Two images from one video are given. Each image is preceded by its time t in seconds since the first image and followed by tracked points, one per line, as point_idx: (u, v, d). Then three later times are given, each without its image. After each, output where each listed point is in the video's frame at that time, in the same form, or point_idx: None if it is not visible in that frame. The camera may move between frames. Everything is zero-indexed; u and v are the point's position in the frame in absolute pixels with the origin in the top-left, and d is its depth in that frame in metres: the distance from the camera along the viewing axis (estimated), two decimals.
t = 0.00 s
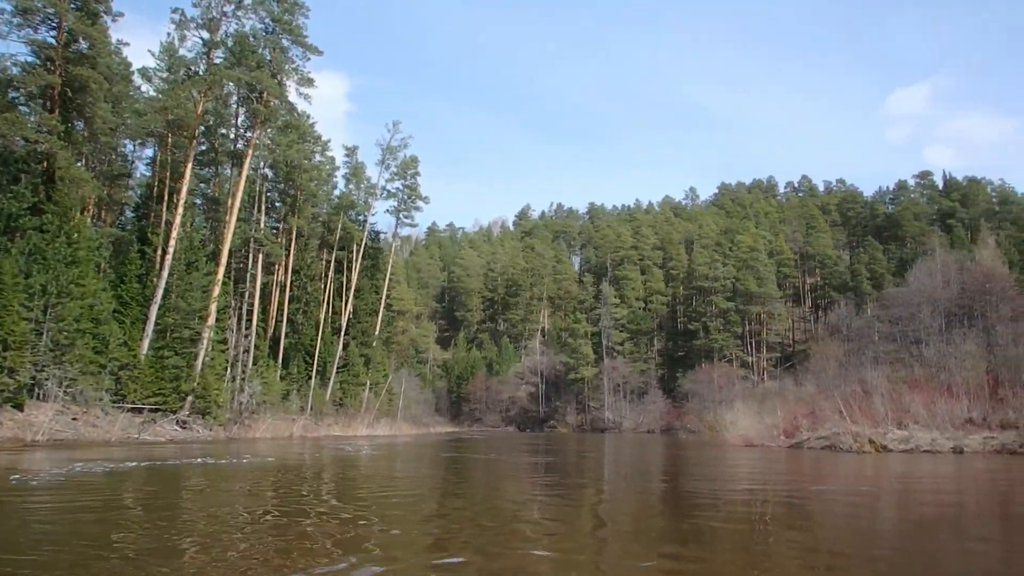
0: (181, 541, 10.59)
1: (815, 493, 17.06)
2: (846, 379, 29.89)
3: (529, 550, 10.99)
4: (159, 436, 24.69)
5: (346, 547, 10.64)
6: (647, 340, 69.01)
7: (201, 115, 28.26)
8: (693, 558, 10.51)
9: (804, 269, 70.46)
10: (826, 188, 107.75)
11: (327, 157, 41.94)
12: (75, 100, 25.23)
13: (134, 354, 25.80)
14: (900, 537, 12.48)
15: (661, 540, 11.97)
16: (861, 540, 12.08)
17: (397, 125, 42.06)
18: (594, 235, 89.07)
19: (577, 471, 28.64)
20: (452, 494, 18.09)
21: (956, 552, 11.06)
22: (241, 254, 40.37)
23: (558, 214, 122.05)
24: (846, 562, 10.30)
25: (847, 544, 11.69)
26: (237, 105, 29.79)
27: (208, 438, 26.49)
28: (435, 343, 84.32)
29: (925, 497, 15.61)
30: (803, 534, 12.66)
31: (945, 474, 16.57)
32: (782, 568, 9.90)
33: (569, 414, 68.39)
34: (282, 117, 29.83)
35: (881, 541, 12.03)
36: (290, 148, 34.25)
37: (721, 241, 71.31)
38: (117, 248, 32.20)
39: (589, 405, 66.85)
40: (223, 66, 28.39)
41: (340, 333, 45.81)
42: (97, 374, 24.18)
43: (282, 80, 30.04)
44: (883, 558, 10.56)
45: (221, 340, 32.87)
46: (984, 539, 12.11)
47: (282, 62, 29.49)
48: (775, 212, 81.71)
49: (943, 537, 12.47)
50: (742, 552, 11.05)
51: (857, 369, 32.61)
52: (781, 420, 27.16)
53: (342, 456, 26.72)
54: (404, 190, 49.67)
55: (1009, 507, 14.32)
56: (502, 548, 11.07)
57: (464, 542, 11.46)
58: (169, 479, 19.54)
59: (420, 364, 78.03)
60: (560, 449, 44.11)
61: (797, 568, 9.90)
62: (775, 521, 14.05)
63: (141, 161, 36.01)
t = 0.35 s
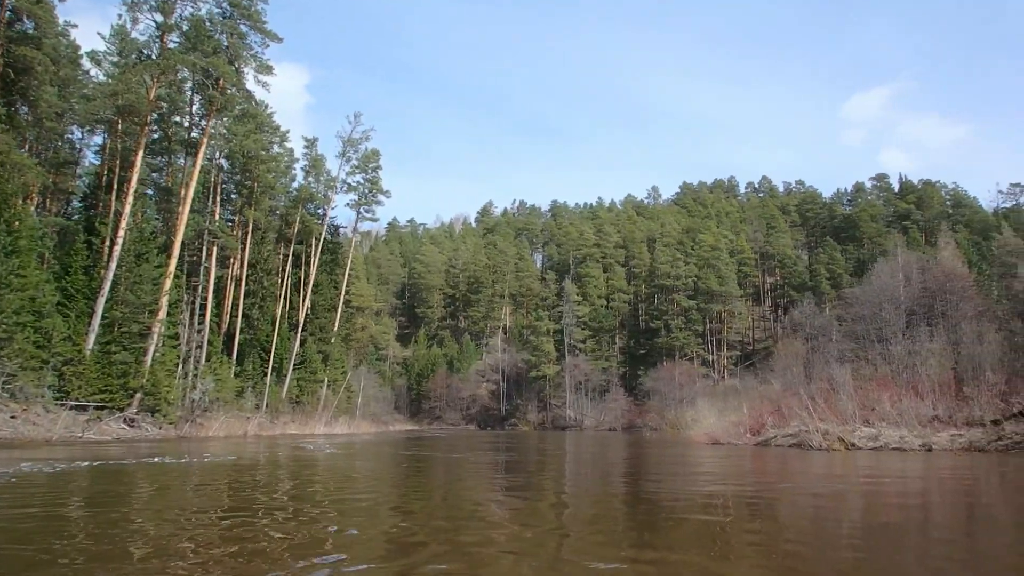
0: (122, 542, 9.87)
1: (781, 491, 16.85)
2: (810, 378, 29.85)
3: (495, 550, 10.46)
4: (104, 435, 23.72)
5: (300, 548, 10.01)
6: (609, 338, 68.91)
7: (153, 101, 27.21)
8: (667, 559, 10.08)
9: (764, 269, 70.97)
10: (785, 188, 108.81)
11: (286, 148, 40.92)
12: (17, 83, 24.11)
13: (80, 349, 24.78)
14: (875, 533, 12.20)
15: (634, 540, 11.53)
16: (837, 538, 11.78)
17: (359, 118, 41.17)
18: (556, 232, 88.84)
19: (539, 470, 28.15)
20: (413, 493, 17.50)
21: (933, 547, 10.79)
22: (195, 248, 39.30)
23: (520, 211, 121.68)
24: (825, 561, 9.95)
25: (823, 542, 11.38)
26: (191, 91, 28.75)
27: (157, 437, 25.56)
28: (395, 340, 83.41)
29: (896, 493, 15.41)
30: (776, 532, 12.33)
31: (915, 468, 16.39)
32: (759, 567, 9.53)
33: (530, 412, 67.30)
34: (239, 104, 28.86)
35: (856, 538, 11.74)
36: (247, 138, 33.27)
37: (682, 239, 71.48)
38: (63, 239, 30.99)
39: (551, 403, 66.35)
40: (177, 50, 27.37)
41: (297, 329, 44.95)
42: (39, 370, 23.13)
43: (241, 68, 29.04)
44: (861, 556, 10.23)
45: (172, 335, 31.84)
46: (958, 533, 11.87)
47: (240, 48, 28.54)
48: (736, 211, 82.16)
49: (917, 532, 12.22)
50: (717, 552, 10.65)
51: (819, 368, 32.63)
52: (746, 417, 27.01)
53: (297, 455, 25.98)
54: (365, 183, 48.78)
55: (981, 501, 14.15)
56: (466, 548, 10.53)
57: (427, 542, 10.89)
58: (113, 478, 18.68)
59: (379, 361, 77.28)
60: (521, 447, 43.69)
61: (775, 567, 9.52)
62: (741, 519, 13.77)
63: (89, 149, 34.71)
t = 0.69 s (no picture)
0: (63, 545, 9.27)
1: (747, 489, 16.66)
2: (776, 379, 29.81)
3: (461, 552, 9.98)
4: (51, 434, 22.82)
5: (254, 552, 9.45)
6: (573, 337, 68.71)
7: (107, 88, 26.24)
8: (641, 559, 9.66)
9: (728, 269, 71.27)
10: (748, 189, 109.68)
11: (246, 140, 39.94)
12: None
13: (26, 344, 23.84)
14: (848, 530, 11.96)
15: (605, 540, 11.09)
16: (811, 535, 11.51)
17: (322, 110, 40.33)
18: (521, 230, 88.45)
19: (502, 469, 27.75)
20: (374, 492, 16.99)
21: (909, 544, 10.56)
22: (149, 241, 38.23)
23: (484, 208, 121.09)
24: (803, 560, 9.60)
25: (797, 541, 11.08)
26: (147, 78, 27.80)
27: (107, 436, 24.71)
28: (357, 337, 82.43)
29: (865, 489, 15.22)
30: (748, 530, 12.04)
31: (883, 462, 16.25)
32: (736, 566, 9.16)
33: (493, 411, 66.19)
34: (198, 92, 27.97)
35: (831, 535, 11.47)
36: (206, 128, 32.36)
37: (647, 239, 71.55)
38: (11, 229, 29.88)
39: (514, 402, 65.79)
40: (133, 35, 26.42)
41: (256, 326, 44.01)
42: None
43: (199, 55, 28.19)
44: (838, 555, 9.92)
45: (126, 330, 30.85)
46: (933, 529, 11.66)
47: (200, 34, 27.65)
48: (700, 212, 82.51)
49: (891, 528, 11.99)
50: (694, 552, 10.26)
51: (784, 368, 32.63)
52: (715, 416, 26.83)
53: (254, 454, 25.25)
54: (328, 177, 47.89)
55: (952, 492, 14.00)
56: (431, 551, 10.06)
57: (391, 545, 10.38)
58: (59, 478, 17.90)
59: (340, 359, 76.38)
60: (483, 446, 43.22)
61: (751, 566, 9.17)
62: (709, 517, 13.53)
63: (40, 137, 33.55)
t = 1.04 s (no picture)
0: None
1: (713, 489, 16.46)
2: (741, 379, 29.75)
3: (427, 554, 9.52)
4: None
5: (206, 556, 8.89)
6: (533, 336, 68.49)
7: (53, 70, 25.15)
8: (615, 562, 9.28)
9: (689, 269, 71.54)
10: (708, 190, 110.58)
11: (202, 129, 38.84)
12: None
13: None
14: (821, 530, 11.72)
15: (576, 541, 10.69)
16: (785, 536, 11.25)
17: (281, 100, 39.37)
18: (482, 228, 87.90)
19: (460, 467, 27.23)
20: (333, 491, 16.42)
21: (886, 544, 10.34)
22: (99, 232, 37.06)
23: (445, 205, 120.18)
24: (783, 562, 9.30)
25: (771, 541, 10.82)
26: (97, 62, 26.76)
27: (51, 433, 23.77)
28: (313, 333, 81.21)
29: (834, 488, 15.04)
30: (721, 530, 11.75)
31: (851, 461, 16.12)
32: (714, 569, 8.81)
33: (453, 409, 65.62)
34: (151, 78, 27.01)
35: (805, 536, 11.22)
36: (160, 115, 31.38)
37: (609, 238, 71.56)
38: None
39: (474, 399, 64.86)
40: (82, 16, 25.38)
41: (211, 320, 43.01)
42: None
43: (154, 39, 27.35)
44: (816, 555, 9.66)
45: (73, 323, 29.75)
46: (906, 529, 11.47)
47: (154, 18, 26.70)
48: (661, 212, 82.82)
49: (864, 528, 11.78)
50: (668, 554, 9.89)
51: (747, 368, 32.61)
52: (681, 414, 26.64)
53: (207, 452, 24.45)
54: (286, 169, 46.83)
55: (921, 491, 13.88)
56: (394, 554, 9.57)
57: (352, 547, 9.88)
58: None
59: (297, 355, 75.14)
60: (442, 445, 42.65)
61: (730, 569, 8.82)
62: (675, 516, 13.28)
63: None
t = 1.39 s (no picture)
0: None
1: (684, 486, 16.30)
2: (709, 377, 29.68)
3: (400, 553, 9.10)
4: None
5: (164, 556, 8.37)
6: (498, 333, 68.20)
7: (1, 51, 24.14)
8: (597, 561, 8.95)
9: (655, 267, 71.79)
10: (672, 188, 111.13)
11: (160, 118, 37.82)
12: None
13: None
14: (801, 527, 11.51)
15: (551, 539, 10.38)
16: (765, 534, 11.01)
17: (243, 89, 38.50)
18: (447, 224, 87.37)
19: (424, 465, 26.75)
20: (295, 488, 15.88)
21: (869, 542, 10.14)
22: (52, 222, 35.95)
23: (410, 200, 119.34)
24: (768, 560, 9.05)
25: (752, 538, 10.57)
26: (50, 43, 25.79)
27: None
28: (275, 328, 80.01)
29: (806, 485, 14.94)
30: (699, 528, 11.49)
31: (823, 459, 16.03)
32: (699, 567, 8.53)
33: (417, 406, 64.08)
34: (105, 61, 26.10)
35: (785, 534, 11.00)
36: (116, 102, 30.47)
37: (575, 235, 71.53)
38: None
39: (438, 396, 64.17)
40: None
41: (169, 314, 42.04)
42: None
43: (110, 21, 26.47)
44: (801, 554, 9.42)
45: (23, 316, 28.72)
46: (887, 527, 11.30)
47: None
48: (628, 210, 82.91)
49: (842, 525, 11.61)
50: (650, 552, 9.60)
51: (715, 366, 32.60)
52: (651, 410, 26.55)
53: (163, 448, 23.73)
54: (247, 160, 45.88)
55: (895, 488, 13.79)
56: (365, 554, 9.13)
57: (321, 547, 9.42)
58: None
59: (258, 350, 73.95)
60: (406, 442, 42.16)
61: (704, 568, 8.57)
62: (647, 514, 13.06)
63: None
